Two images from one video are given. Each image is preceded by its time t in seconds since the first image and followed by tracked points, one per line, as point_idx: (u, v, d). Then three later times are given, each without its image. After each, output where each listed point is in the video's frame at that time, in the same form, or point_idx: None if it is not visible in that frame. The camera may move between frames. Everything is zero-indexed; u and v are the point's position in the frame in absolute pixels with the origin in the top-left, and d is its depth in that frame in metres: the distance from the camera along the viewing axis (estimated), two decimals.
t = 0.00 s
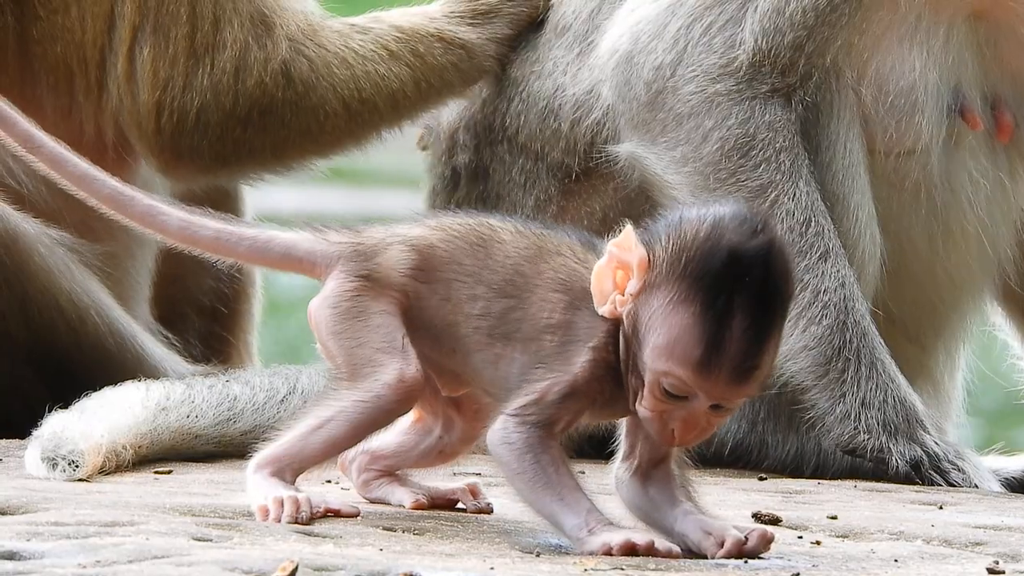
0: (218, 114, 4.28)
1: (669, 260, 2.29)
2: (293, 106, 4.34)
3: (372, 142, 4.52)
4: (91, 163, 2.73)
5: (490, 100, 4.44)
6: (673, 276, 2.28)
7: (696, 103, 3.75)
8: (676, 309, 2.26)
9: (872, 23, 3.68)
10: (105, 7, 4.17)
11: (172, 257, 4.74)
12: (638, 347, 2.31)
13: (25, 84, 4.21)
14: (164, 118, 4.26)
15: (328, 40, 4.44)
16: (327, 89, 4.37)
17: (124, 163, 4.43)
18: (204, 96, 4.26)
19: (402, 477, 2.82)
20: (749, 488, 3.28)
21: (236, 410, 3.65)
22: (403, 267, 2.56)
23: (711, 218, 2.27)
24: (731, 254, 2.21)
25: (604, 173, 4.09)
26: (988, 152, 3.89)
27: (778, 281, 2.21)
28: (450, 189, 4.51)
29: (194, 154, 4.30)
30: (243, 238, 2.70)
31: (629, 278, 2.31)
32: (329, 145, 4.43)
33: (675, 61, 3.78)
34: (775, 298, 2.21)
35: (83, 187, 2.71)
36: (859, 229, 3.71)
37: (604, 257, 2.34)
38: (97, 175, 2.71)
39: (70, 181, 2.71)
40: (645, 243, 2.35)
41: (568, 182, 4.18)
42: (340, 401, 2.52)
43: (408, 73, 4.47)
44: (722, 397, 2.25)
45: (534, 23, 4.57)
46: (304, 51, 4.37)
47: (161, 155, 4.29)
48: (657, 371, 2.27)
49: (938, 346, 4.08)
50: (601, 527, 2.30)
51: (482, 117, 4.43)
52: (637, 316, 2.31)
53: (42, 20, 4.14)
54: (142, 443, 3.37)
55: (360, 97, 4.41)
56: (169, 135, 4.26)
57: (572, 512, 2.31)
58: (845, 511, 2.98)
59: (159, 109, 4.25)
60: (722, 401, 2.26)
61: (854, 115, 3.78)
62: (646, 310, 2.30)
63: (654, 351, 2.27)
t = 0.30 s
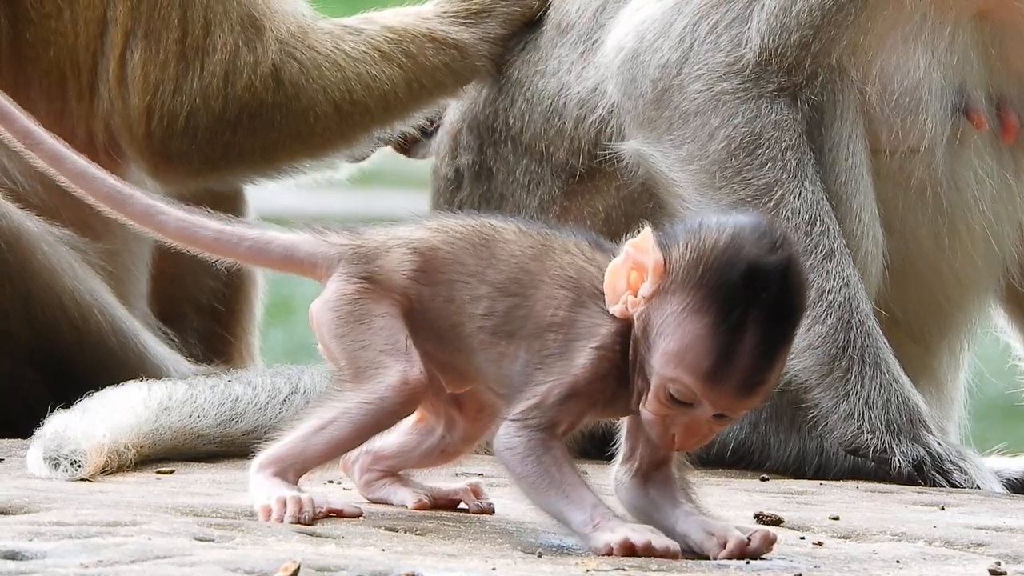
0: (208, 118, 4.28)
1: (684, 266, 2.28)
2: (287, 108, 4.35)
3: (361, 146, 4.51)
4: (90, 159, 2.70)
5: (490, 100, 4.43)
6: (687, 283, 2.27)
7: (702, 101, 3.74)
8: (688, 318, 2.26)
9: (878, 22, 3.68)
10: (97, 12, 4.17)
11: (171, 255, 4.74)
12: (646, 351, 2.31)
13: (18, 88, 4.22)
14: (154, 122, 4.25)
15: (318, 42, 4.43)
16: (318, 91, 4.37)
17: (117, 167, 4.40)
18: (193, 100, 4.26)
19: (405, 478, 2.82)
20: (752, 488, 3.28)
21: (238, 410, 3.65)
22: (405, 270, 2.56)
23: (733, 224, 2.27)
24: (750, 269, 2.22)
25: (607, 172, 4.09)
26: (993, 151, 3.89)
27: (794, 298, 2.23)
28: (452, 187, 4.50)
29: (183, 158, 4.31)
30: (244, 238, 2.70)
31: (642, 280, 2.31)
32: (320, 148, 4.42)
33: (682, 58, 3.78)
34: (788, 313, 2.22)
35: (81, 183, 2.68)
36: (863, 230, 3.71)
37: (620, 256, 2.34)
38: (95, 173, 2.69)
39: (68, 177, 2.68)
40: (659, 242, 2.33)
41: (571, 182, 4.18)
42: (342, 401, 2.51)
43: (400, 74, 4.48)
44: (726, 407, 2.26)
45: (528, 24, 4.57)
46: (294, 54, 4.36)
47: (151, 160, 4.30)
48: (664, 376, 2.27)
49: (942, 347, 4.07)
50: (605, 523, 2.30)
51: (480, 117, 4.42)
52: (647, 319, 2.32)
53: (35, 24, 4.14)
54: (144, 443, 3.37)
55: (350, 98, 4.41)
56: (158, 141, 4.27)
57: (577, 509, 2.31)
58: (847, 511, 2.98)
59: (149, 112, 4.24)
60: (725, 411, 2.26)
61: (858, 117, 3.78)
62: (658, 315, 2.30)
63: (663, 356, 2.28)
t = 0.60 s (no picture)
0: (178, 101, 4.28)
1: (687, 264, 2.28)
2: (249, 96, 4.34)
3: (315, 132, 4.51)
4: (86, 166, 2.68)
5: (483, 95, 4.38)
6: (688, 281, 2.27)
7: (708, 101, 3.74)
8: (689, 316, 2.26)
9: (883, 23, 3.68)
10: None
11: (176, 257, 4.75)
12: (648, 350, 2.31)
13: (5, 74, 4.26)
14: (123, 103, 4.24)
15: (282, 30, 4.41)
16: (277, 77, 4.35)
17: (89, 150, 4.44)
18: (164, 82, 4.25)
19: (410, 477, 2.82)
20: (756, 488, 3.28)
21: (243, 408, 3.65)
22: (404, 272, 2.55)
23: (735, 226, 2.27)
24: (751, 269, 2.22)
25: (611, 171, 4.11)
26: (998, 153, 3.90)
27: (795, 298, 2.23)
28: (457, 182, 4.50)
29: (149, 141, 4.29)
30: (244, 244, 2.69)
31: (642, 276, 2.31)
32: (276, 133, 4.41)
33: (688, 59, 3.77)
34: (790, 313, 2.23)
35: (80, 191, 2.66)
36: (868, 230, 3.71)
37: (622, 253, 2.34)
38: (93, 180, 2.67)
39: (64, 184, 2.66)
40: (663, 240, 2.33)
41: (574, 181, 4.19)
42: (347, 401, 2.52)
43: (347, 62, 4.44)
44: (725, 406, 2.26)
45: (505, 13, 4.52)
46: (266, 47, 4.34)
47: (121, 143, 4.28)
48: (664, 373, 2.27)
49: (947, 348, 4.07)
50: (592, 526, 2.31)
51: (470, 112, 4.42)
52: (649, 317, 2.32)
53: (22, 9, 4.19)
54: (150, 441, 3.38)
55: (312, 91, 4.39)
56: (124, 120, 4.25)
57: (564, 509, 2.31)
58: (852, 512, 2.98)
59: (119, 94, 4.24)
60: (726, 410, 2.27)
61: (863, 117, 3.78)
62: (659, 313, 2.29)
63: (664, 355, 2.28)
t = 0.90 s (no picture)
0: (215, 115, 4.26)
1: (669, 259, 2.27)
2: (291, 108, 4.32)
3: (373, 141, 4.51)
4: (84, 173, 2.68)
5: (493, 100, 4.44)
6: (673, 277, 2.26)
7: (711, 101, 3.74)
8: (679, 312, 2.25)
9: (887, 23, 3.68)
10: (106, 8, 4.17)
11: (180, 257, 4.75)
12: (642, 348, 2.30)
13: (26, 86, 4.25)
14: (163, 118, 4.23)
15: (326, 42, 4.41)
16: (323, 89, 4.35)
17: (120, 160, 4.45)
18: (203, 96, 4.24)
19: (413, 475, 2.82)
20: (759, 489, 3.28)
21: (245, 407, 3.65)
22: (400, 271, 2.55)
23: (713, 216, 2.25)
24: (734, 257, 2.20)
25: (614, 171, 4.09)
26: (999, 155, 3.91)
27: (781, 283, 2.21)
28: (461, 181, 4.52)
29: (192, 156, 4.29)
30: (242, 246, 2.69)
31: (629, 277, 2.30)
32: (325, 146, 4.41)
33: (690, 59, 3.78)
34: (777, 298, 2.21)
35: (77, 198, 2.66)
36: (871, 230, 3.71)
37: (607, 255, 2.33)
38: (90, 187, 2.67)
39: (60, 190, 2.65)
40: (642, 237, 2.32)
41: (577, 180, 4.18)
42: (347, 400, 2.52)
43: (403, 72, 4.45)
44: (726, 396, 2.25)
45: (526, 19, 4.57)
46: (302, 54, 4.35)
47: (156, 153, 4.27)
48: (661, 372, 2.26)
49: (948, 349, 4.08)
50: (592, 527, 2.30)
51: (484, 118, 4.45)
52: (638, 317, 2.31)
53: (42, 21, 4.15)
54: (153, 440, 3.38)
55: (362, 103, 4.40)
56: (166, 137, 4.24)
57: (563, 512, 2.31)
58: (854, 512, 2.98)
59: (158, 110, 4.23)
60: (723, 401, 2.26)
61: (866, 117, 3.77)
62: (648, 313, 2.28)
63: (658, 353, 2.27)
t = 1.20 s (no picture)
0: (216, 130, 4.23)
1: (646, 253, 2.26)
2: (292, 121, 4.29)
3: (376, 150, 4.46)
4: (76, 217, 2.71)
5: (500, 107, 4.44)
6: (653, 269, 2.25)
7: (714, 100, 3.74)
8: (664, 303, 2.23)
9: (891, 22, 3.68)
10: (111, 20, 4.12)
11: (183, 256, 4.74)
12: (633, 344, 2.29)
13: (30, 93, 4.22)
14: (164, 133, 4.21)
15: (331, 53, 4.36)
16: (328, 102, 4.31)
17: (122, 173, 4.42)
18: (204, 112, 4.21)
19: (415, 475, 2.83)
20: (760, 489, 3.28)
21: (247, 406, 3.65)
22: (393, 262, 2.55)
23: (686, 201, 2.24)
24: (711, 239, 2.19)
25: (618, 170, 4.08)
26: (1000, 157, 3.91)
27: (763, 260, 2.19)
28: (463, 178, 4.54)
29: (193, 170, 4.28)
30: (236, 267, 2.69)
31: (609, 273, 2.28)
32: (329, 158, 4.38)
33: (693, 58, 3.78)
34: (762, 273, 2.19)
35: (71, 244, 2.69)
36: (873, 230, 3.71)
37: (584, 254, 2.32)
38: (82, 229, 2.70)
39: (57, 239, 2.69)
40: (618, 233, 2.30)
41: (580, 181, 4.17)
42: (346, 396, 2.52)
43: (410, 82, 4.40)
44: (723, 379, 2.24)
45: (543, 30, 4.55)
46: (306, 66, 4.30)
47: (156, 167, 4.26)
48: (655, 364, 2.26)
49: (949, 349, 4.07)
50: (576, 522, 2.30)
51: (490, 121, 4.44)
52: (624, 311, 2.30)
53: (48, 30, 4.11)
54: (154, 438, 3.38)
55: (366, 112, 4.36)
56: (167, 152, 4.22)
57: (547, 508, 2.31)
58: (855, 512, 2.98)
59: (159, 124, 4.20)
60: (720, 385, 2.25)
61: (869, 117, 3.77)
62: (633, 308, 2.27)
63: (648, 348, 2.26)
